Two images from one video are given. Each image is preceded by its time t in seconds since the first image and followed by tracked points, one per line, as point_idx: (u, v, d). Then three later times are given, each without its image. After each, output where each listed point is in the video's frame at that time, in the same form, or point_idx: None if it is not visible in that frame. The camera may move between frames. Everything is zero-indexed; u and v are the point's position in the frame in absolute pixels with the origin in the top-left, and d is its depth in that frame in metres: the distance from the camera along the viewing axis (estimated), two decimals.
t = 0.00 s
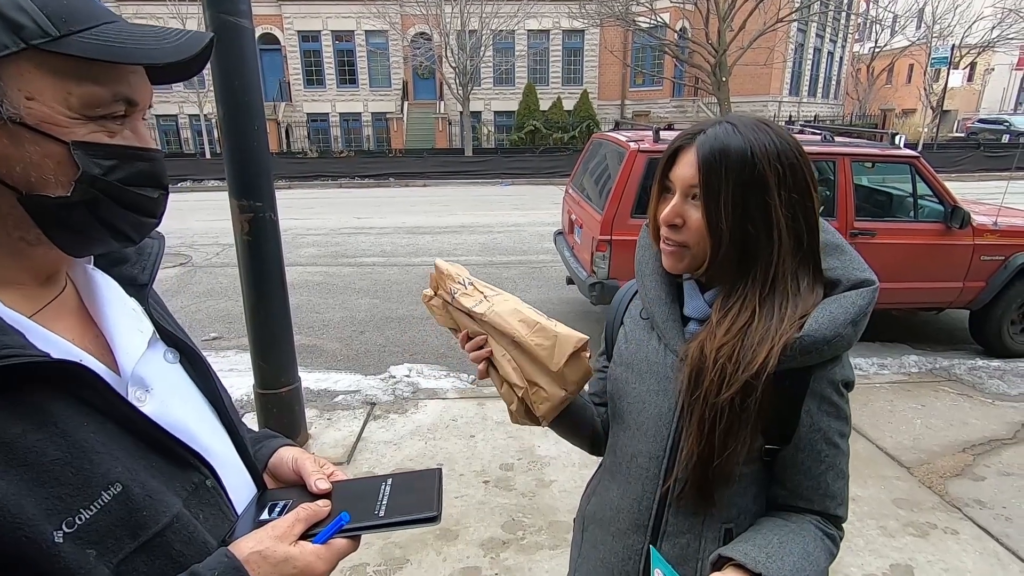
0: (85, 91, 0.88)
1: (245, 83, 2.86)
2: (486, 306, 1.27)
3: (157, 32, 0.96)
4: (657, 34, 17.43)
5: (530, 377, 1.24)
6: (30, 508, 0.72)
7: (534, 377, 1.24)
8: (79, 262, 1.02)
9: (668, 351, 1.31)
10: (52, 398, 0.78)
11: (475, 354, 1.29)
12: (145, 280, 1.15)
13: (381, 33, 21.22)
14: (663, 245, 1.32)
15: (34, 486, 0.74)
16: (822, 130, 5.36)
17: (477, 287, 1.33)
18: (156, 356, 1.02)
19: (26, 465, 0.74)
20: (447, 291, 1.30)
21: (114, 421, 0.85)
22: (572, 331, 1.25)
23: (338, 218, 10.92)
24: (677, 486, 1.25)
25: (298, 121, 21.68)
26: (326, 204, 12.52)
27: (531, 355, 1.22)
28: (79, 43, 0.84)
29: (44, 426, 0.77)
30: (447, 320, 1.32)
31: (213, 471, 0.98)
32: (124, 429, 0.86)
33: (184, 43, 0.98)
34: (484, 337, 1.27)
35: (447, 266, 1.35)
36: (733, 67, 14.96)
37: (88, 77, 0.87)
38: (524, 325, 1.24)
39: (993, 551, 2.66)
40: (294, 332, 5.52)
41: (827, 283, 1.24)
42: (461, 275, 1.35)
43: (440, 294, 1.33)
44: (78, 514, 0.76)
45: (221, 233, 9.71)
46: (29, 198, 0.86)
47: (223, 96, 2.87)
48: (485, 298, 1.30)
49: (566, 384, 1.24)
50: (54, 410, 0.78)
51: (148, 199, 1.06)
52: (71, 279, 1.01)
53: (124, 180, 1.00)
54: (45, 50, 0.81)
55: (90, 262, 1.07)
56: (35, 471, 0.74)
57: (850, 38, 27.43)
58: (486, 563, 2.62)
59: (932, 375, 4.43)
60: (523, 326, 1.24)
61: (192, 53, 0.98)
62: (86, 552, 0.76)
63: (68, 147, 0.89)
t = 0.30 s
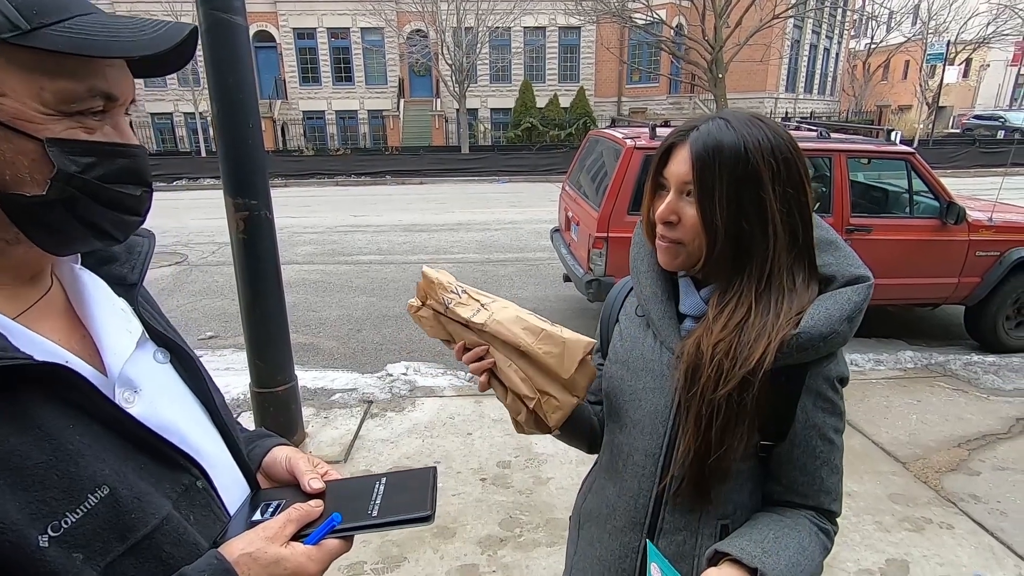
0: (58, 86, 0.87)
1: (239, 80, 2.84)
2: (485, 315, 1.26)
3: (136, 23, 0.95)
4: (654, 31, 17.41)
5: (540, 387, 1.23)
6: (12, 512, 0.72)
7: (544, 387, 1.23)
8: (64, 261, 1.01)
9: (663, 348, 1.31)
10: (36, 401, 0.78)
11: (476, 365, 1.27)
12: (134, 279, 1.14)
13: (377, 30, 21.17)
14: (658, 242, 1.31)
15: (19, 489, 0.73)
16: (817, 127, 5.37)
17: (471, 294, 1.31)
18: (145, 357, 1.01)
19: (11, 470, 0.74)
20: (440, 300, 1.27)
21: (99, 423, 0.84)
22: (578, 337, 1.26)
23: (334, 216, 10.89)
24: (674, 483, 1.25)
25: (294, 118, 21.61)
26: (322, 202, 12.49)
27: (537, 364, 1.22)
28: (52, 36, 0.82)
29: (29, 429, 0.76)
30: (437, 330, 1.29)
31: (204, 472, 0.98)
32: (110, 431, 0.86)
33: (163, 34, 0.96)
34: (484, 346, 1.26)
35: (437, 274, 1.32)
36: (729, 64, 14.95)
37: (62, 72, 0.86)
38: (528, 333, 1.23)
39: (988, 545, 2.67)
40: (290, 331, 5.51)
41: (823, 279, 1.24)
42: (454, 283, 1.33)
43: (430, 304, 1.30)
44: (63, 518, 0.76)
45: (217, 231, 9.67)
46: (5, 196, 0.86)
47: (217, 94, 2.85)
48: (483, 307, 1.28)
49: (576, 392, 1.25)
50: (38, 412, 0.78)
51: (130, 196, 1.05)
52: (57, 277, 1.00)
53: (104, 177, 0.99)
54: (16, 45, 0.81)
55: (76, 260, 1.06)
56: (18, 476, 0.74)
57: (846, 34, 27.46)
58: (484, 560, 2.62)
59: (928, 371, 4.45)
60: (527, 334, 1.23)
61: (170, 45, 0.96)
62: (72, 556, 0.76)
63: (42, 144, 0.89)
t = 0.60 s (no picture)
0: (48, 85, 0.86)
1: (235, 77, 2.83)
2: (489, 336, 1.23)
3: (125, 21, 0.94)
4: (652, 28, 17.42)
5: (556, 406, 1.22)
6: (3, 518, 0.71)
7: (559, 405, 1.21)
8: (57, 262, 1.01)
9: (661, 345, 1.30)
10: (28, 404, 0.78)
11: (482, 389, 1.24)
12: (128, 279, 1.13)
13: (375, 28, 21.15)
14: (655, 239, 1.31)
15: (10, 495, 0.73)
16: (816, 124, 5.37)
17: (469, 314, 1.28)
18: (140, 358, 1.01)
19: None
20: (436, 325, 1.22)
21: (91, 425, 0.84)
22: (589, 345, 1.23)
23: (333, 215, 10.89)
24: (673, 480, 1.24)
25: (291, 117, 21.57)
26: (320, 201, 12.47)
27: (550, 382, 1.20)
28: (40, 32, 0.81)
29: (19, 434, 0.76)
30: (433, 355, 1.26)
31: (199, 473, 0.97)
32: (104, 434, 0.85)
33: (152, 32, 0.95)
34: (490, 367, 1.23)
35: (426, 295, 1.27)
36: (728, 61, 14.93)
37: (50, 70, 0.86)
38: (537, 349, 1.21)
39: (986, 540, 2.68)
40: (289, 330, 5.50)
41: (816, 273, 1.24)
42: (449, 304, 1.29)
43: (423, 328, 1.25)
44: (55, 522, 0.76)
45: (215, 230, 9.64)
46: None
47: (213, 92, 2.84)
48: (484, 327, 1.25)
49: (591, 404, 1.24)
50: (28, 417, 0.77)
51: (122, 196, 1.04)
52: (49, 278, 0.99)
53: (96, 177, 0.99)
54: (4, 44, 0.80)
55: (69, 261, 1.05)
56: (10, 481, 0.73)
57: (844, 31, 27.47)
58: (483, 558, 2.62)
59: (927, 367, 4.45)
60: (536, 351, 1.21)
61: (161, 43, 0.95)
62: (65, 560, 0.75)
63: (31, 143, 0.88)
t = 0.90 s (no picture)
0: (30, 78, 0.85)
1: (233, 76, 2.82)
2: (487, 349, 1.21)
3: (107, 11, 0.93)
4: (651, 26, 17.41)
5: (560, 415, 1.20)
6: None
7: (562, 414, 1.20)
8: (48, 261, 1.00)
9: (659, 343, 1.30)
10: (22, 406, 0.78)
11: (482, 402, 1.23)
12: (121, 278, 1.12)
13: (373, 26, 21.11)
14: (652, 237, 1.30)
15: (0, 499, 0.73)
16: (815, 121, 5.36)
17: (464, 328, 1.26)
18: (134, 358, 1.00)
19: None
20: (431, 342, 1.21)
21: (83, 425, 0.84)
22: (589, 353, 1.21)
23: (332, 214, 10.88)
24: (674, 478, 1.24)
25: (290, 116, 21.54)
26: (319, 200, 12.45)
27: (552, 391, 1.19)
28: (20, 24, 0.81)
29: (10, 436, 0.75)
30: (429, 368, 1.25)
31: (195, 474, 0.97)
32: (97, 435, 0.85)
33: (133, 23, 0.95)
34: (490, 381, 1.21)
35: (420, 311, 1.25)
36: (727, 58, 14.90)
37: (32, 63, 0.85)
38: (537, 361, 1.18)
39: (986, 536, 2.68)
40: (288, 329, 5.50)
41: (811, 268, 1.24)
42: (443, 317, 1.26)
43: (417, 344, 1.24)
44: (48, 524, 0.75)
45: (214, 230, 9.63)
46: None
47: (211, 92, 2.83)
48: (482, 340, 1.23)
49: (595, 411, 1.22)
50: (19, 418, 0.77)
51: (111, 191, 1.02)
52: (41, 278, 0.99)
53: (84, 172, 0.98)
54: None
55: (60, 260, 1.05)
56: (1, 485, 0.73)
57: (843, 28, 27.45)
58: (483, 557, 2.62)
59: (926, 364, 4.45)
60: (536, 361, 1.19)
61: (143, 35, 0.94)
62: (58, 563, 0.75)
63: (17, 139, 0.88)
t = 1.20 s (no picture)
0: None
1: (227, 75, 2.81)
2: (478, 349, 1.20)
3: None
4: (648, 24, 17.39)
5: (551, 414, 1.20)
6: None
7: (553, 413, 1.20)
8: (25, 260, 0.98)
9: (652, 340, 1.30)
10: None
11: (474, 402, 1.23)
12: (104, 279, 1.10)
13: (370, 25, 21.04)
14: (644, 234, 1.29)
15: None
16: (812, 118, 5.37)
17: (455, 328, 1.25)
18: (119, 356, 0.99)
19: None
20: (422, 342, 1.21)
21: (64, 428, 0.83)
22: (580, 351, 1.21)
23: (329, 213, 10.86)
24: (668, 475, 1.24)
25: (287, 115, 21.50)
26: (317, 199, 12.43)
27: (544, 390, 1.18)
28: None
29: None
30: (421, 369, 1.24)
31: (181, 474, 0.96)
32: (76, 438, 0.84)
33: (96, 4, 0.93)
34: (482, 381, 1.21)
35: (410, 312, 1.25)
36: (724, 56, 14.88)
37: None
38: (528, 360, 1.18)
39: (982, 531, 2.69)
40: (285, 328, 5.49)
41: (803, 264, 1.24)
42: (434, 318, 1.26)
43: (408, 345, 1.24)
44: (26, 528, 0.75)
45: (211, 230, 9.60)
46: None
47: (205, 90, 2.82)
48: (473, 340, 1.22)
49: (588, 409, 1.22)
50: None
51: (84, 183, 1.02)
52: (19, 277, 0.96)
53: (54, 163, 0.97)
54: None
55: (38, 258, 1.02)
56: None
57: (839, 24, 27.46)
58: (481, 555, 2.62)
59: (923, 360, 4.46)
60: (527, 360, 1.18)
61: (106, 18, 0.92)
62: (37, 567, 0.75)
63: None
